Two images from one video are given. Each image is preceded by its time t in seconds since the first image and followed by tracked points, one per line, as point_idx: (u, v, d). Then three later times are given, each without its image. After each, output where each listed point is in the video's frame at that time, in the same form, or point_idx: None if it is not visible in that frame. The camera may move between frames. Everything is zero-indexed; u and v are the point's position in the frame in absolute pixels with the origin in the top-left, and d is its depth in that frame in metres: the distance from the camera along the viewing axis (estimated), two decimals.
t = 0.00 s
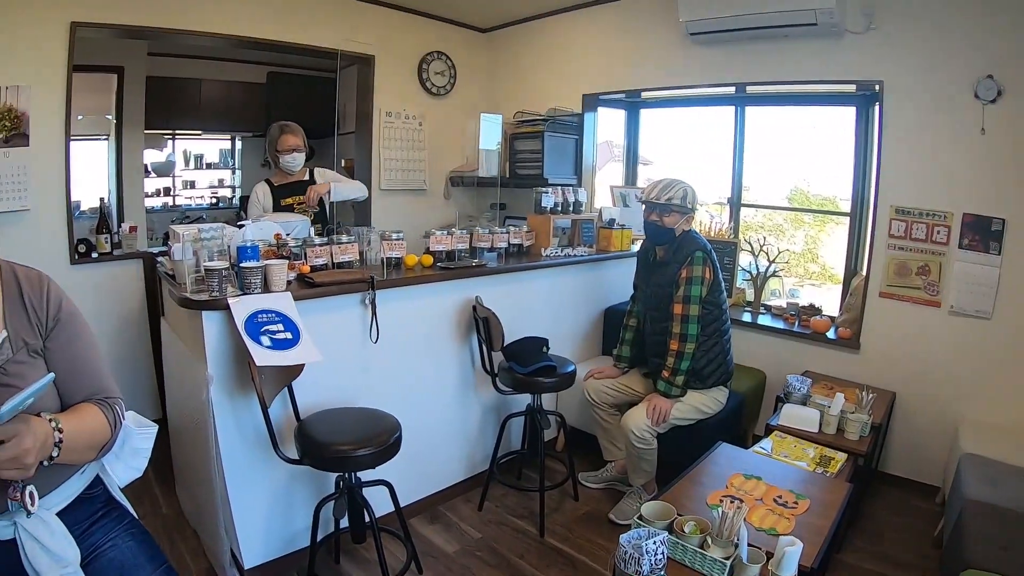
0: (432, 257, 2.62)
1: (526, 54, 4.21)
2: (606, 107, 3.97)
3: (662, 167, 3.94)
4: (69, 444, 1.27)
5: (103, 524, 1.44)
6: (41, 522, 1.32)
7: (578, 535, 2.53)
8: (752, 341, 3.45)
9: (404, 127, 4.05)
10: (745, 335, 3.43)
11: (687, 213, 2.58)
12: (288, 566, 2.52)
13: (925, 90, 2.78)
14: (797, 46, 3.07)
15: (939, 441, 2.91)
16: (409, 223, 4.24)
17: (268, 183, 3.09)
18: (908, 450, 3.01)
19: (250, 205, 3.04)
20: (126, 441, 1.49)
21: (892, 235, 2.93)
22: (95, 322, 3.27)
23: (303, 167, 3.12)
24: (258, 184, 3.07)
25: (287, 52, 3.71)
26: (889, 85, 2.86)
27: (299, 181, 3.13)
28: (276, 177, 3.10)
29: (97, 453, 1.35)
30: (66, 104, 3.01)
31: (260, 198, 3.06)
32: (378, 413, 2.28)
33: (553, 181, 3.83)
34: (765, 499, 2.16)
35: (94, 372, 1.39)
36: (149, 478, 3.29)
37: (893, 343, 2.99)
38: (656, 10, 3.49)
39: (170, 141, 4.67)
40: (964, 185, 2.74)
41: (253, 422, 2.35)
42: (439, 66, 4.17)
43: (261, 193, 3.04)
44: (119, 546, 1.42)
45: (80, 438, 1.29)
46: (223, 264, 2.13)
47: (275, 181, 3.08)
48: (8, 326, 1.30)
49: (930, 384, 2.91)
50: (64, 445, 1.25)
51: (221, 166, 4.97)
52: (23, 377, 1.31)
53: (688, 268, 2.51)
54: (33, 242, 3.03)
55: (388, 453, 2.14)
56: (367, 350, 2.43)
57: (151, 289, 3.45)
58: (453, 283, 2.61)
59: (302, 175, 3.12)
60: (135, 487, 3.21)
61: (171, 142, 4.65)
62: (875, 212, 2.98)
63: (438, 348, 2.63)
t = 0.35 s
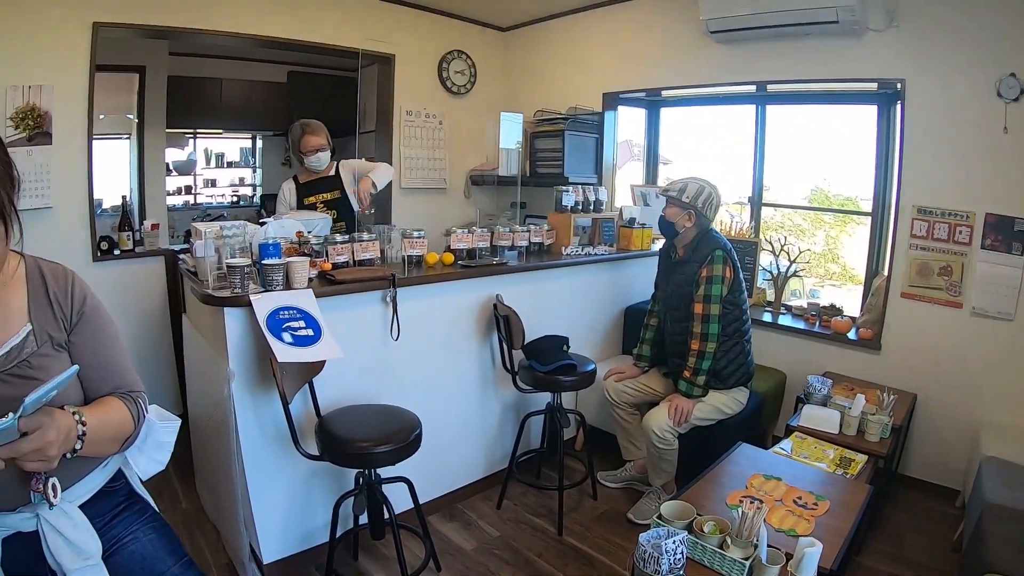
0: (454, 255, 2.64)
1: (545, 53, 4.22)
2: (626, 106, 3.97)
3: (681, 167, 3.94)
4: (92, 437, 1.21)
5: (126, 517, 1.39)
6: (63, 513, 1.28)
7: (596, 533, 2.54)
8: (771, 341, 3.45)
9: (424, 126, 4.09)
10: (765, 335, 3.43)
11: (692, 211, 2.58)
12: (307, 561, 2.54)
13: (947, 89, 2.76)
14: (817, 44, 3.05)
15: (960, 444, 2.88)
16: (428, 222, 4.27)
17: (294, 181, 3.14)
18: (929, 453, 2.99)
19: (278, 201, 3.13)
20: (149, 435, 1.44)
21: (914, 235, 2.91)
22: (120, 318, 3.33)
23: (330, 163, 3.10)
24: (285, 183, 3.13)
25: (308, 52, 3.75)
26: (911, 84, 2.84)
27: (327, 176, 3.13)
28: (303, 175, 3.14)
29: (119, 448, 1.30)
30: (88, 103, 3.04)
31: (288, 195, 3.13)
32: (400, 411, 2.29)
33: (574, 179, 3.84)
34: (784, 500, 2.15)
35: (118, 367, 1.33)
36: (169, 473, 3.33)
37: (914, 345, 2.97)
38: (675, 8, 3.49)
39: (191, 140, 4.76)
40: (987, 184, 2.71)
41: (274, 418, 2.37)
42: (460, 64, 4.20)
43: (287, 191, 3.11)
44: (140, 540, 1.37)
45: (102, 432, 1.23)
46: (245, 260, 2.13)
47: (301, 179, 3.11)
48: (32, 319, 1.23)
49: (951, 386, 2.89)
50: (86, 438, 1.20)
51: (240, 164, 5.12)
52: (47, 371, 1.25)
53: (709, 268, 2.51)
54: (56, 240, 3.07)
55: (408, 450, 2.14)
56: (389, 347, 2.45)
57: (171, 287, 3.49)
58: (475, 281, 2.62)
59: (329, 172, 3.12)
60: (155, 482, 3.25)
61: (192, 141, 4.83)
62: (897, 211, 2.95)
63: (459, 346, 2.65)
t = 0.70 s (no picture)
0: (471, 253, 2.65)
1: (561, 52, 4.22)
2: (643, 106, 3.98)
3: (698, 166, 3.94)
4: (110, 431, 1.22)
5: (142, 511, 1.38)
6: (81, 507, 1.28)
7: (611, 534, 2.53)
8: (788, 342, 3.43)
9: (441, 124, 4.11)
10: (782, 336, 3.42)
11: (700, 210, 2.58)
12: (322, 557, 2.56)
13: (967, 89, 2.73)
14: (836, 44, 3.04)
15: (978, 448, 2.85)
16: (443, 220, 4.29)
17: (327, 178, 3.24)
18: (946, 456, 2.96)
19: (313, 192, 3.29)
20: (167, 430, 1.43)
21: (932, 236, 2.89)
22: (140, 313, 3.37)
23: (359, 162, 3.11)
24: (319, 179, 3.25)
25: (326, 50, 3.78)
26: (931, 83, 2.82)
27: (356, 177, 3.15)
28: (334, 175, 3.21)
29: (137, 442, 1.30)
30: (108, 100, 3.08)
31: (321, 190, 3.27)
32: (417, 409, 2.29)
33: (591, 179, 3.84)
34: (800, 502, 2.13)
35: (137, 361, 1.34)
36: (185, 468, 3.37)
37: (932, 347, 2.95)
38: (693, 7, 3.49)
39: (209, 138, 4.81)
40: (1007, 185, 2.68)
41: (291, 415, 2.38)
42: (477, 63, 4.22)
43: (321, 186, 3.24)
44: (158, 533, 1.36)
45: (119, 425, 1.23)
46: (263, 257, 2.16)
47: (334, 179, 3.19)
48: (52, 313, 1.24)
49: (970, 389, 2.86)
50: (105, 432, 1.21)
51: (258, 162, 5.16)
52: (66, 365, 1.25)
53: (722, 266, 2.49)
54: (76, 236, 3.10)
55: (424, 449, 2.14)
56: (406, 345, 2.46)
57: (189, 283, 3.52)
58: (491, 279, 2.63)
59: (357, 173, 3.13)
60: (172, 477, 3.28)
61: (210, 138, 4.85)
62: (915, 212, 2.93)
63: (476, 344, 2.66)
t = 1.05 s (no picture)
0: (484, 253, 2.66)
1: (574, 52, 4.23)
2: (656, 106, 3.97)
3: (710, 167, 3.93)
4: (124, 427, 1.22)
5: (154, 507, 1.38)
6: (92, 502, 1.28)
7: (620, 535, 2.53)
8: (799, 345, 3.42)
9: (453, 124, 4.12)
10: (794, 338, 3.42)
11: (710, 214, 2.58)
12: (332, 555, 2.57)
13: (982, 90, 2.71)
14: (850, 44, 3.02)
15: (990, 453, 2.83)
16: (454, 220, 4.30)
17: (347, 177, 3.28)
18: (958, 461, 2.94)
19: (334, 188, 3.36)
20: (179, 427, 1.43)
21: (946, 239, 2.87)
22: (154, 309, 3.39)
23: (378, 164, 3.12)
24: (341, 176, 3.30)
25: (339, 49, 3.80)
26: (945, 85, 2.80)
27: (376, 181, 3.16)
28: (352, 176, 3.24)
29: (151, 438, 1.31)
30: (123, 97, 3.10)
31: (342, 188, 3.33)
32: (428, 408, 2.29)
33: (603, 179, 3.84)
34: (811, 505, 2.13)
35: (150, 359, 1.34)
36: (196, 466, 3.39)
37: (945, 350, 2.93)
38: (706, 8, 3.48)
39: (222, 136, 4.85)
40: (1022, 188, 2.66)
41: (302, 413, 2.39)
42: (490, 64, 4.23)
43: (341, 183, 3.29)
44: (168, 529, 1.37)
45: (133, 420, 1.24)
46: (277, 256, 2.18)
47: (352, 180, 3.22)
48: (66, 310, 1.25)
49: (984, 394, 2.84)
50: (118, 428, 1.21)
51: (271, 160, 5.21)
52: (80, 362, 1.25)
53: (734, 268, 2.49)
54: (90, 233, 3.13)
55: (435, 448, 2.14)
56: (418, 345, 2.46)
57: (201, 281, 3.54)
58: (504, 279, 2.64)
59: (376, 176, 3.15)
60: (184, 473, 3.30)
61: (223, 137, 4.89)
62: (929, 215, 2.92)
63: (488, 344, 2.66)
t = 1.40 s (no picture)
0: (495, 254, 2.67)
1: (585, 53, 4.23)
2: (668, 107, 3.97)
3: (721, 169, 3.93)
4: (136, 425, 1.23)
5: (166, 503, 1.38)
6: (104, 498, 1.28)
7: (629, 536, 2.53)
8: (810, 347, 3.42)
9: (464, 124, 4.13)
10: (805, 340, 3.41)
11: (722, 217, 2.57)
12: (341, 553, 2.58)
13: (995, 92, 2.69)
14: (862, 45, 3.01)
15: (1002, 458, 2.81)
16: (465, 220, 4.31)
17: (356, 176, 3.26)
18: (970, 465, 2.92)
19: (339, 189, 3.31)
20: (191, 425, 1.44)
21: (958, 242, 2.86)
22: (166, 307, 3.42)
23: (388, 162, 3.14)
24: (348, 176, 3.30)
25: (351, 49, 3.82)
26: (957, 86, 2.79)
27: (385, 177, 3.18)
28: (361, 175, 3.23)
29: (163, 436, 1.32)
30: (135, 96, 3.12)
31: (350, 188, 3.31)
32: (439, 408, 2.30)
33: (615, 180, 3.85)
34: (821, 508, 2.12)
35: (163, 358, 1.36)
36: (208, 463, 3.41)
37: (956, 354, 2.91)
38: (717, 9, 3.48)
39: (234, 136, 4.89)
40: None
41: (314, 412, 2.40)
42: (502, 64, 4.24)
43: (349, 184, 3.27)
44: (180, 526, 1.36)
45: (145, 418, 1.25)
46: (289, 255, 2.19)
47: (362, 178, 3.21)
48: (80, 308, 1.26)
49: (996, 398, 2.82)
50: (131, 426, 1.22)
51: (283, 160, 5.23)
52: (93, 360, 1.26)
53: (748, 271, 2.49)
54: (103, 231, 3.16)
55: (445, 447, 2.15)
56: (429, 344, 2.47)
57: (213, 279, 3.56)
58: (515, 280, 2.64)
59: (386, 173, 3.16)
60: (195, 470, 3.33)
61: (235, 137, 4.94)
62: (941, 218, 2.90)
63: (499, 344, 2.67)
